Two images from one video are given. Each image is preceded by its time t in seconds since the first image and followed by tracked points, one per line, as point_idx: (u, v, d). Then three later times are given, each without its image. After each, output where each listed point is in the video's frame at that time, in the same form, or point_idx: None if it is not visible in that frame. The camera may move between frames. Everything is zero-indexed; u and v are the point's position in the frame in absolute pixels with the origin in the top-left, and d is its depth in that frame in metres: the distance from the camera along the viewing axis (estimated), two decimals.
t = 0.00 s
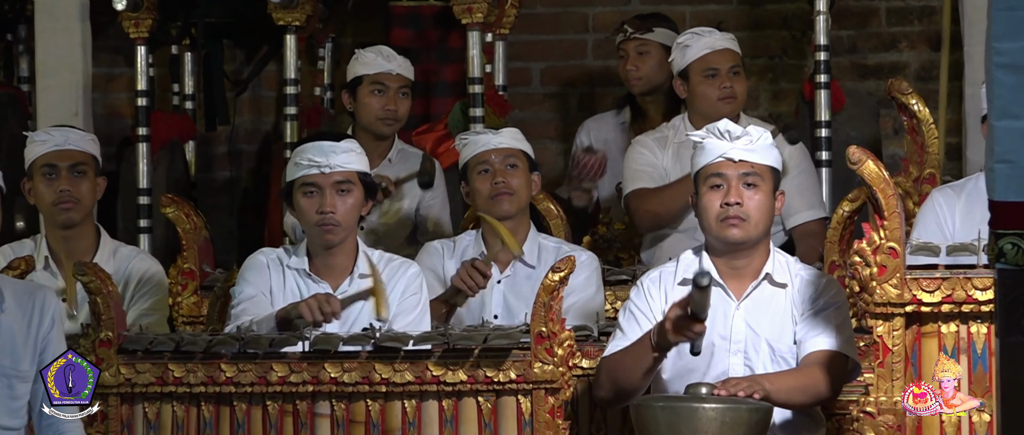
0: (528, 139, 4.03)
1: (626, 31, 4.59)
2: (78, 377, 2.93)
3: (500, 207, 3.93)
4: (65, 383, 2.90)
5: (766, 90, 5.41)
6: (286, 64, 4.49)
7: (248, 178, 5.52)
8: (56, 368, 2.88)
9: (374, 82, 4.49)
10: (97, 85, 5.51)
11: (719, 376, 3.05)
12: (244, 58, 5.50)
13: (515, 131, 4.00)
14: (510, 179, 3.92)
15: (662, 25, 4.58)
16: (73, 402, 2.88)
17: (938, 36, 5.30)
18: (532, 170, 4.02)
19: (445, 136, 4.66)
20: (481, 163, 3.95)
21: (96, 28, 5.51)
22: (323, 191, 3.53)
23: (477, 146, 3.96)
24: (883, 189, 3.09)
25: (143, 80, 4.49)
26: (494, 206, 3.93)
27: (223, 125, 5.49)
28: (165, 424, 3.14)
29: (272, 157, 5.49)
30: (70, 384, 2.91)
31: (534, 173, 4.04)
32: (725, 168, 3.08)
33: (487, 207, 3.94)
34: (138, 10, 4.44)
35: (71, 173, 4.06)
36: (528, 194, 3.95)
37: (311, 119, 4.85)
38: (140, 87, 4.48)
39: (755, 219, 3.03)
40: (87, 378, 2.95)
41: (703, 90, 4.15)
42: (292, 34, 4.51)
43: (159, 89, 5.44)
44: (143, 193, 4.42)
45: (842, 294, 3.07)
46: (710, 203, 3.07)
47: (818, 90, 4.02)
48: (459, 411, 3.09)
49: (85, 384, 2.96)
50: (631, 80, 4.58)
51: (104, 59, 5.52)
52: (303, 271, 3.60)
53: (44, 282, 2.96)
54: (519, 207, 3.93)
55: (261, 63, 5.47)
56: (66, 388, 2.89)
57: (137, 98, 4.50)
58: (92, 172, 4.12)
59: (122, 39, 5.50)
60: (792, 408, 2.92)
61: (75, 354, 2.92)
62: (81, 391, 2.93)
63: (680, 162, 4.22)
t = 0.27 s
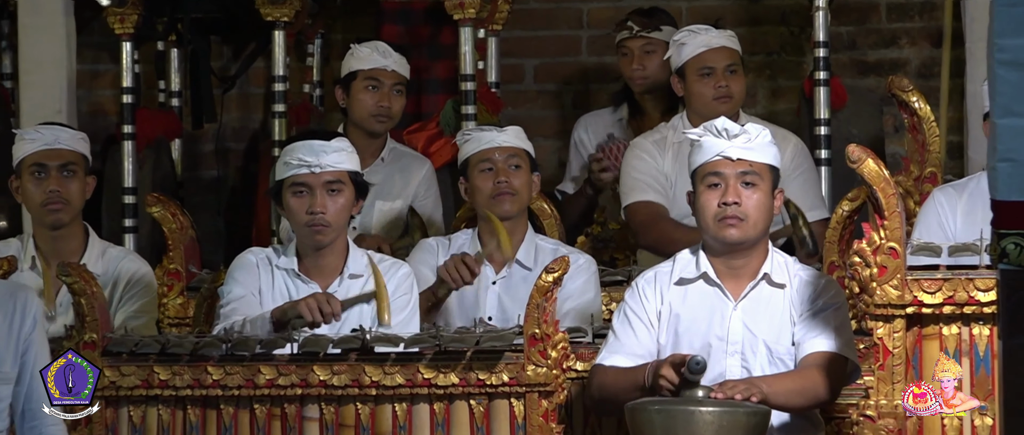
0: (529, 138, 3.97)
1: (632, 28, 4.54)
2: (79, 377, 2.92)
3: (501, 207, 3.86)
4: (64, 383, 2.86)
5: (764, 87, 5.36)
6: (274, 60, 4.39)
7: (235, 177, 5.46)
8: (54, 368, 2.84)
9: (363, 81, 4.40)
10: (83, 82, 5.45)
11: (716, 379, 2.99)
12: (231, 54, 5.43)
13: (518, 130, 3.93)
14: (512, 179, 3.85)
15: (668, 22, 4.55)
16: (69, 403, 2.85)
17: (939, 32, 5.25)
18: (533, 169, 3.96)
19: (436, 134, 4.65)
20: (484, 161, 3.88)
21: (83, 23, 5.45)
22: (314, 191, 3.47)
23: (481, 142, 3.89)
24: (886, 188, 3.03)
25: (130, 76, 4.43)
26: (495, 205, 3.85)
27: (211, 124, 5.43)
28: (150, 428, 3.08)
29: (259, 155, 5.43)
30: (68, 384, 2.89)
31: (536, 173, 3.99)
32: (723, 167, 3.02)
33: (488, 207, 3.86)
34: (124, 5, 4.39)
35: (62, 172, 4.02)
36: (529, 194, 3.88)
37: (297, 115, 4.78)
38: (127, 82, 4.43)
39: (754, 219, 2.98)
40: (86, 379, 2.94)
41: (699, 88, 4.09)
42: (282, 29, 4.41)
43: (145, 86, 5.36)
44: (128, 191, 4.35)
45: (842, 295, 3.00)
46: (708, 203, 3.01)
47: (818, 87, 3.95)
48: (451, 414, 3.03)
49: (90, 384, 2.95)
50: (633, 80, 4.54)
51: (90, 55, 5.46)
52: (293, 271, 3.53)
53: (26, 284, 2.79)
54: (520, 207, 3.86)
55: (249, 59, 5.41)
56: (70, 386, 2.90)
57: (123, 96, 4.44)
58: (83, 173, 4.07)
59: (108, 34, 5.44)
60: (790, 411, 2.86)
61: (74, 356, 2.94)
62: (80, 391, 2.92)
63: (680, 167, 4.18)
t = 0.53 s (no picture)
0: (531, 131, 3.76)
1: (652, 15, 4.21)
2: (80, 377, 2.84)
3: (497, 206, 3.67)
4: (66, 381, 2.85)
5: (777, 74, 5.03)
6: (252, 43, 4.20)
7: (211, 170, 5.13)
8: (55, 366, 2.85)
9: (346, 68, 4.18)
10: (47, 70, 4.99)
11: (725, 387, 2.79)
12: (207, 38, 5.13)
13: (520, 122, 3.73)
14: (511, 175, 3.66)
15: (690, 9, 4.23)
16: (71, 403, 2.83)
17: (965, 15, 4.83)
18: (533, 164, 3.76)
19: (431, 126, 4.35)
20: (481, 155, 3.67)
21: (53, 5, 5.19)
22: (298, 187, 3.28)
23: (478, 136, 3.68)
24: (906, 181, 2.82)
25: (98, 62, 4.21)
26: (492, 203, 3.66)
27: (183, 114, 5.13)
28: None
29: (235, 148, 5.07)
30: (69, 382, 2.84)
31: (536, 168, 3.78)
32: (731, 160, 2.81)
33: (484, 204, 3.66)
34: None
35: (29, 165, 3.86)
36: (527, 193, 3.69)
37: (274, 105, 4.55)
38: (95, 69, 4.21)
39: (763, 216, 2.77)
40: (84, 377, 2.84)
41: (699, 73, 3.90)
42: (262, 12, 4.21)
43: (114, 73, 5.08)
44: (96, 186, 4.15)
45: (859, 296, 2.80)
46: (714, 198, 2.80)
47: (835, 74, 3.74)
48: (442, 424, 2.83)
49: (90, 383, 2.84)
50: (643, 69, 4.26)
51: (55, 44, 4.99)
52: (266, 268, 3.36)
53: None
54: (517, 206, 3.68)
55: (226, 43, 5.11)
56: (69, 387, 2.84)
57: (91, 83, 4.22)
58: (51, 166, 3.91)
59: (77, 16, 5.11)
60: (804, 421, 2.66)
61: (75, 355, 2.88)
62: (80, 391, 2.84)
63: (683, 156, 3.94)
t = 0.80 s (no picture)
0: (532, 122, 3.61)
1: None
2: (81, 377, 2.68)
3: (491, 201, 3.49)
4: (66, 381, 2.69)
5: (790, 60, 4.81)
6: (234, 27, 4.12)
7: (188, 161, 5.00)
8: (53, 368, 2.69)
9: (319, 49, 4.06)
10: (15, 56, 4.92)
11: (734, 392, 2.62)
12: (184, 22, 4.96)
13: (519, 113, 3.58)
14: (504, 170, 3.49)
15: None
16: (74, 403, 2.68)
17: None
18: (534, 157, 3.59)
19: (425, 116, 4.25)
20: (475, 146, 3.52)
21: None
22: (294, 180, 3.13)
23: (474, 126, 3.54)
24: (925, 173, 2.67)
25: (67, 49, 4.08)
26: (484, 199, 3.48)
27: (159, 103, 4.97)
28: None
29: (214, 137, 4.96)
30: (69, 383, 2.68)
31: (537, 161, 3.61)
32: (741, 151, 2.65)
33: (477, 199, 3.49)
34: None
35: None
36: (524, 189, 3.50)
37: (258, 91, 4.47)
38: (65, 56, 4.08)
39: (775, 211, 2.60)
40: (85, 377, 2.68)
41: (699, 58, 3.73)
42: None
43: (86, 59, 4.91)
44: (66, 178, 4.02)
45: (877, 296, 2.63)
46: (724, 192, 2.63)
47: (852, 60, 3.65)
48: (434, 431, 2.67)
49: (90, 382, 2.68)
50: (648, 53, 4.09)
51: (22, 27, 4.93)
52: (252, 266, 3.18)
53: None
54: (512, 203, 3.49)
55: (203, 27, 4.93)
56: (68, 387, 2.68)
57: (60, 69, 4.08)
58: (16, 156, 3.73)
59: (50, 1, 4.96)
60: (818, 427, 2.48)
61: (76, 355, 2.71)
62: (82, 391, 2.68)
63: (683, 151, 3.79)
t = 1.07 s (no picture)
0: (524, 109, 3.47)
1: None
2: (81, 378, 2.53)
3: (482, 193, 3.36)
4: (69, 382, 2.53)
5: (804, 44, 4.69)
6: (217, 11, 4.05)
7: (170, 150, 4.87)
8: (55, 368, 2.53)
9: (288, 33, 3.93)
10: None
11: (745, 395, 2.49)
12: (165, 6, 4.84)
13: (509, 100, 3.43)
14: (496, 160, 3.35)
15: None
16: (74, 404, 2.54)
17: None
18: (528, 146, 3.46)
19: (414, 103, 4.10)
20: (464, 136, 3.38)
21: None
22: (299, 171, 2.99)
23: (462, 114, 3.39)
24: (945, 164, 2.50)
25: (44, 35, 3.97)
26: (476, 191, 3.35)
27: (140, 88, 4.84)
28: None
29: (197, 127, 4.84)
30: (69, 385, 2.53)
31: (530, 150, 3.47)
32: (751, 140, 2.51)
33: (468, 191, 3.35)
34: None
35: None
36: (517, 179, 3.38)
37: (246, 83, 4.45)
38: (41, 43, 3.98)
39: (788, 203, 2.47)
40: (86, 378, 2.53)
41: (699, 41, 3.59)
42: None
43: (63, 43, 4.83)
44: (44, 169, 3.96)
45: (895, 292, 2.49)
46: (733, 183, 2.50)
47: (868, 45, 3.57)
48: None
49: (91, 383, 2.54)
50: (650, 35, 3.96)
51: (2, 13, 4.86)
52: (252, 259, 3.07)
53: None
54: (504, 194, 3.36)
55: (185, 11, 4.81)
56: (69, 387, 2.53)
57: (36, 55, 4.03)
58: None
59: None
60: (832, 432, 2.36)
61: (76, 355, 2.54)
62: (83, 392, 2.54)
63: (683, 142, 3.65)
